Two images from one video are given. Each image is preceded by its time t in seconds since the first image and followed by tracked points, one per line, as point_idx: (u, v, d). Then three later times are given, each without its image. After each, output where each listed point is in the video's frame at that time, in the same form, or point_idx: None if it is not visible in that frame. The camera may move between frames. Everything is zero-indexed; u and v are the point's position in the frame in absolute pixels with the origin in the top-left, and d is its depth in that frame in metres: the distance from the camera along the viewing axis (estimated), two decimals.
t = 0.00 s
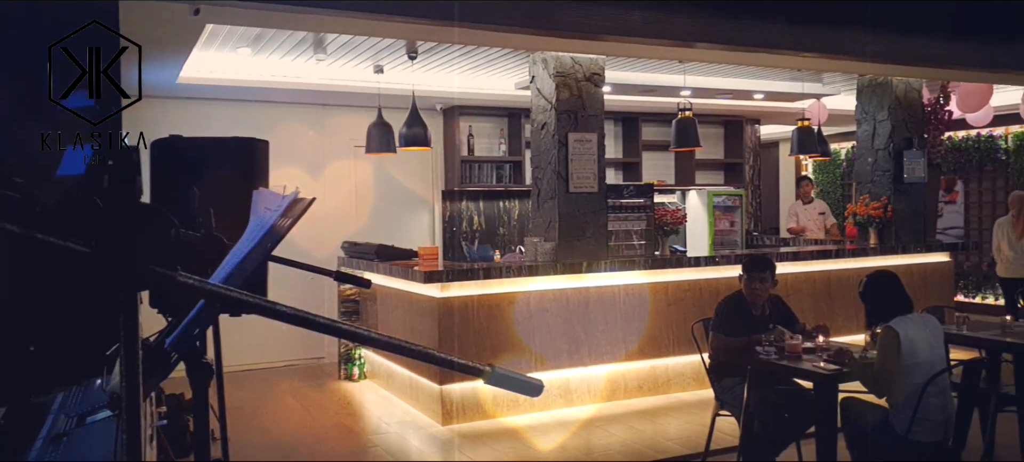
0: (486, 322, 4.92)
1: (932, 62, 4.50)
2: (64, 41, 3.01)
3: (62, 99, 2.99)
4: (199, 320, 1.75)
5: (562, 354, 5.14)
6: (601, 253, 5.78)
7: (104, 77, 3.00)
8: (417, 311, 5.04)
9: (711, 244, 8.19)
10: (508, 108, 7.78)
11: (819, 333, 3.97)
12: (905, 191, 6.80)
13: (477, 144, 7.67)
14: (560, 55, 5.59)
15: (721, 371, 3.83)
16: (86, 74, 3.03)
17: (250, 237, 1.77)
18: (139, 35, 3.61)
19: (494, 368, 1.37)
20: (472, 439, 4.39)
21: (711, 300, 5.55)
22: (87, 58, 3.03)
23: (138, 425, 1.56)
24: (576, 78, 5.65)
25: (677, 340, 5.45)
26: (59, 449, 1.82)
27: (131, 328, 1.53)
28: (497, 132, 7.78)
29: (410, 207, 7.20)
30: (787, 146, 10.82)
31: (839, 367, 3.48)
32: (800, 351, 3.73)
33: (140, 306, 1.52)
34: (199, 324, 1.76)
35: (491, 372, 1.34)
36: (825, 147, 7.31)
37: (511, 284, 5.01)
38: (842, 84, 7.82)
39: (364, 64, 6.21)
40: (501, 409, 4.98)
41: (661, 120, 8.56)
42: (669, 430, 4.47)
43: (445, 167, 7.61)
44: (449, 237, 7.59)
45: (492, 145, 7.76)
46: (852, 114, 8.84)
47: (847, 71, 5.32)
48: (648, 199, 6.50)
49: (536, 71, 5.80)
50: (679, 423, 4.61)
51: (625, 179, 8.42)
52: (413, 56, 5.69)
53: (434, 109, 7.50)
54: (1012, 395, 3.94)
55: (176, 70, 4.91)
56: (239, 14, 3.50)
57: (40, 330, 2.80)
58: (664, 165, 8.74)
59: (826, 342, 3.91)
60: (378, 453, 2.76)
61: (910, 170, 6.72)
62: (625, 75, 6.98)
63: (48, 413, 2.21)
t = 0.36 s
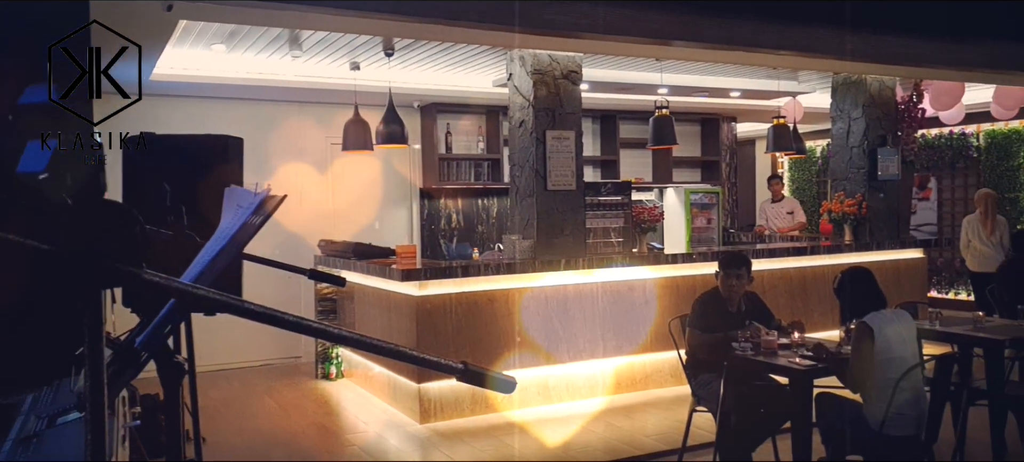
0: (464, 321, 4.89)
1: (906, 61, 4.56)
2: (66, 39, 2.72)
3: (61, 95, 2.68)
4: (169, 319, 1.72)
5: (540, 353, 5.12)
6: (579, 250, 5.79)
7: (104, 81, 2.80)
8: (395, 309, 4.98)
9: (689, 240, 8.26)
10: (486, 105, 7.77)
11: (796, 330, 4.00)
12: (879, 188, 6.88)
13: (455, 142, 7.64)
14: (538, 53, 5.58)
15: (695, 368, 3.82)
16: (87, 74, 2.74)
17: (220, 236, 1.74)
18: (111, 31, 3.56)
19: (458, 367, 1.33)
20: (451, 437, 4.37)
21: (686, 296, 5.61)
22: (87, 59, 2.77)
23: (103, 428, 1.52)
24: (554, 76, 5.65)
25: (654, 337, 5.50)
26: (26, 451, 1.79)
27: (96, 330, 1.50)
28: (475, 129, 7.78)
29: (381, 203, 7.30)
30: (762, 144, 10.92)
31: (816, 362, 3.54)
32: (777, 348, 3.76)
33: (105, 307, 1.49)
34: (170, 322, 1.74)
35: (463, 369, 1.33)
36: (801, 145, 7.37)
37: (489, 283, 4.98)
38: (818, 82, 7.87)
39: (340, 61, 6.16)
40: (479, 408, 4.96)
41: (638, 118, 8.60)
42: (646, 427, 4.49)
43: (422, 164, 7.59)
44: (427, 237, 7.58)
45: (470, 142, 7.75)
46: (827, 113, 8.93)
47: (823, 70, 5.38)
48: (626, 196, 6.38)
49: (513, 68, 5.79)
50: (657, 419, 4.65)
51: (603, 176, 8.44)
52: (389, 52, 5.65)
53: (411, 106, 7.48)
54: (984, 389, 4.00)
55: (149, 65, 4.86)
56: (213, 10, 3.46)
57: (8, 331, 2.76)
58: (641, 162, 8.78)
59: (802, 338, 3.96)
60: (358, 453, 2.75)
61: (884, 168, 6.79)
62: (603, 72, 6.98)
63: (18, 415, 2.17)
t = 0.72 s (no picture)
0: (441, 318, 4.83)
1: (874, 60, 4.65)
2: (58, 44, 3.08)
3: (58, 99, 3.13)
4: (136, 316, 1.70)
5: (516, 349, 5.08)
6: (556, 248, 5.79)
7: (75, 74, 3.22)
8: (371, 307, 4.93)
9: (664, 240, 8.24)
10: (464, 102, 7.74)
11: (771, 326, 4.02)
12: (853, 186, 6.82)
13: (432, 138, 7.63)
14: (515, 50, 5.57)
15: (670, 365, 3.90)
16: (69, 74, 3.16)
17: (189, 233, 1.72)
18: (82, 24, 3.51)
19: (425, 364, 1.32)
20: (427, 435, 4.36)
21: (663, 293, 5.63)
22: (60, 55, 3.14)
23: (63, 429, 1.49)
24: (531, 73, 5.64)
25: (630, 334, 5.52)
26: None
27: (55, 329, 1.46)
28: (453, 126, 7.75)
29: (364, 201, 7.55)
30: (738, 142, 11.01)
31: (791, 359, 3.53)
32: (751, 344, 3.74)
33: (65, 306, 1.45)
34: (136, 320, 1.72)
35: (432, 365, 1.32)
36: (776, 144, 7.43)
37: (465, 280, 4.91)
38: (794, 81, 7.93)
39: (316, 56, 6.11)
40: (455, 406, 4.93)
41: (615, 116, 8.63)
42: (622, 424, 4.51)
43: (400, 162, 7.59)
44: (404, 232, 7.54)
45: (447, 139, 7.72)
46: (802, 111, 9.02)
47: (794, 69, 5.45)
48: (604, 192, 6.38)
49: (491, 65, 5.78)
50: (631, 416, 4.71)
51: (580, 174, 8.45)
52: (366, 48, 5.61)
53: (388, 102, 7.46)
54: (954, 386, 4.06)
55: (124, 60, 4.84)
56: (187, 5, 3.43)
57: None
58: (618, 160, 8.81)
59: (777, 334, 3.97)
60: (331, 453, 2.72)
61: (859, 166, 6.75)
62: (581, 70, 6.99)
63: None
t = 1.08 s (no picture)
0: (413, 317, 4.78)
1: (844, 59, 4.71)
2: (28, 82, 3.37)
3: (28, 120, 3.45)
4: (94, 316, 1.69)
5: (490, 348, 5.05)
6: (528, 246, 5.78)
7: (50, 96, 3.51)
8: (343, 307, 4.86)
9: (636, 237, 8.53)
10: (437, 100, 7.70)
11: (740, 324, 4.05)
12: (822, 185, 6.90)
13: (404, 136, 7.56)
14: (488, 48, 5.54)
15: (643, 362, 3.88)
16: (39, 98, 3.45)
17: (148, 230, 1.69)
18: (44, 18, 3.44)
19: (391, 365, 1.33)
20: (398, 436, 4.33)
21: (635, 291, 5.66)
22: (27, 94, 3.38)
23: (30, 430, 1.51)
24: (504, 71, 5.61)
25: (603, 332, 5.51)
26: None
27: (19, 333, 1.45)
28: (425, 124, 7.69)
29: (334, 199, 7.46)
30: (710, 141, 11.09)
31: (760, 357, 3.57)
32: (721, 342, 3.78)
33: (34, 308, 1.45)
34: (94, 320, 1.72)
35: (400, 368, 1.33)
36: (746, 143, 7.48)
37: (438, 278, 4.87)
38: (764, 80, 7.98)
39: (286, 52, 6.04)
40: (427, 405, 4.90)
41: (588, 114, 8.65)
42: (594, 424, 4.52)
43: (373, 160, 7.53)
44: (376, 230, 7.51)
45: (419, 137, 7.66)
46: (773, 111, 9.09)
47: (767, 69, 5.51)
48: (575, 192, 6.37)
49: (463, 63, 5.75)
50: (604, 414, 4.73)
51: (553, 172, 8.45)
52: (337, 45, 5.55)
53: (359, 99, 7.41)
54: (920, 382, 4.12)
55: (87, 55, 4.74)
56: None
57: None
58: (591, 158, 8.80)
59: (746, 332, 4.00)
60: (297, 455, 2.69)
61: (827, 165, 6.82)
62: (555, 69, 6.96)
63: None
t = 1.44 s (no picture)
0: (390, 317, 4.75)
1: (817, 59, 4.76)
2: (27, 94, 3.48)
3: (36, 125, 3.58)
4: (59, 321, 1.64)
5: (467, 349, 5.03)
6: (506, 245, 5.77)
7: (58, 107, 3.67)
8: (319, 308, 4.82)
9: (614, 237, 8.26)
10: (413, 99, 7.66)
11: (717, 322, 4.07)
12: (798, 184, 6.96)
13: (381, 135, 7.52)
14: (464, 47, 5.52)
15: (619, 362, 3.88)
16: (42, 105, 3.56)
17: (118, 230, 1.66)
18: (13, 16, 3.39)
19: (363, 367, 1.31)
20: (374, 437, 4.31)
21: (612, 291, 5.67)
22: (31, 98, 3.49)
23: None
24: (481, 71, 5.60)
25: (581, 332, 5.52)
26: None
27: None
28: (402, 123, 7.64)
29: (310, 198, 7.42)
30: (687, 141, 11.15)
31: (736, 355, 3.58)
32: (697, 341, 3.79)
33: None
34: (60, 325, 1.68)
35: (372, 372, 1.31)
36: (722, 143, 7.52)
37: (415, 278, 4.84)
38: (740, 80, 8.01)
39: (260, 51, 5.98)
40: (404, 406, 4.88)
41: (565, 114, 8.66)
42: (572, 423, 4.53)
43: (349, 159, 7.47)
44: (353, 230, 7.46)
45: (395, 136, 7.61)
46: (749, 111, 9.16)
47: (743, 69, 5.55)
48: (553, 191, 6.40)
49: (440, 62, 5.72)
50: (582, 413, 4.74)
51: (531, 172, 8.46)
52: (312, 43, 5.50)
53: (335, 99, 7.37)
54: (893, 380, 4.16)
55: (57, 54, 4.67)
56: None
57: None
58: (569, 158, 8.81)
59: (722, 331, 4.01)
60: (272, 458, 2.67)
61: (802, 165, 6.88)
62: (532, 68, 6.95)
63: None
